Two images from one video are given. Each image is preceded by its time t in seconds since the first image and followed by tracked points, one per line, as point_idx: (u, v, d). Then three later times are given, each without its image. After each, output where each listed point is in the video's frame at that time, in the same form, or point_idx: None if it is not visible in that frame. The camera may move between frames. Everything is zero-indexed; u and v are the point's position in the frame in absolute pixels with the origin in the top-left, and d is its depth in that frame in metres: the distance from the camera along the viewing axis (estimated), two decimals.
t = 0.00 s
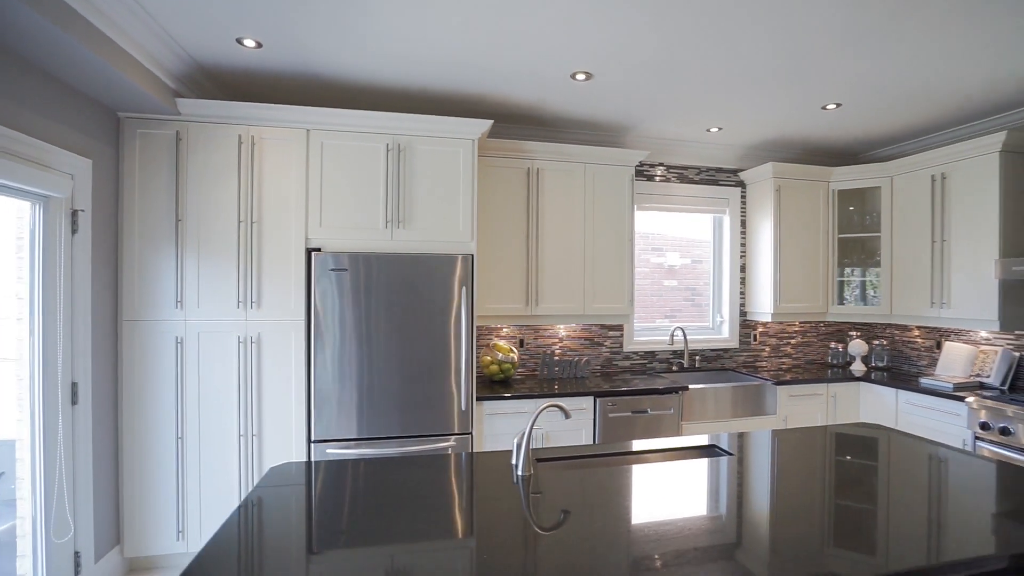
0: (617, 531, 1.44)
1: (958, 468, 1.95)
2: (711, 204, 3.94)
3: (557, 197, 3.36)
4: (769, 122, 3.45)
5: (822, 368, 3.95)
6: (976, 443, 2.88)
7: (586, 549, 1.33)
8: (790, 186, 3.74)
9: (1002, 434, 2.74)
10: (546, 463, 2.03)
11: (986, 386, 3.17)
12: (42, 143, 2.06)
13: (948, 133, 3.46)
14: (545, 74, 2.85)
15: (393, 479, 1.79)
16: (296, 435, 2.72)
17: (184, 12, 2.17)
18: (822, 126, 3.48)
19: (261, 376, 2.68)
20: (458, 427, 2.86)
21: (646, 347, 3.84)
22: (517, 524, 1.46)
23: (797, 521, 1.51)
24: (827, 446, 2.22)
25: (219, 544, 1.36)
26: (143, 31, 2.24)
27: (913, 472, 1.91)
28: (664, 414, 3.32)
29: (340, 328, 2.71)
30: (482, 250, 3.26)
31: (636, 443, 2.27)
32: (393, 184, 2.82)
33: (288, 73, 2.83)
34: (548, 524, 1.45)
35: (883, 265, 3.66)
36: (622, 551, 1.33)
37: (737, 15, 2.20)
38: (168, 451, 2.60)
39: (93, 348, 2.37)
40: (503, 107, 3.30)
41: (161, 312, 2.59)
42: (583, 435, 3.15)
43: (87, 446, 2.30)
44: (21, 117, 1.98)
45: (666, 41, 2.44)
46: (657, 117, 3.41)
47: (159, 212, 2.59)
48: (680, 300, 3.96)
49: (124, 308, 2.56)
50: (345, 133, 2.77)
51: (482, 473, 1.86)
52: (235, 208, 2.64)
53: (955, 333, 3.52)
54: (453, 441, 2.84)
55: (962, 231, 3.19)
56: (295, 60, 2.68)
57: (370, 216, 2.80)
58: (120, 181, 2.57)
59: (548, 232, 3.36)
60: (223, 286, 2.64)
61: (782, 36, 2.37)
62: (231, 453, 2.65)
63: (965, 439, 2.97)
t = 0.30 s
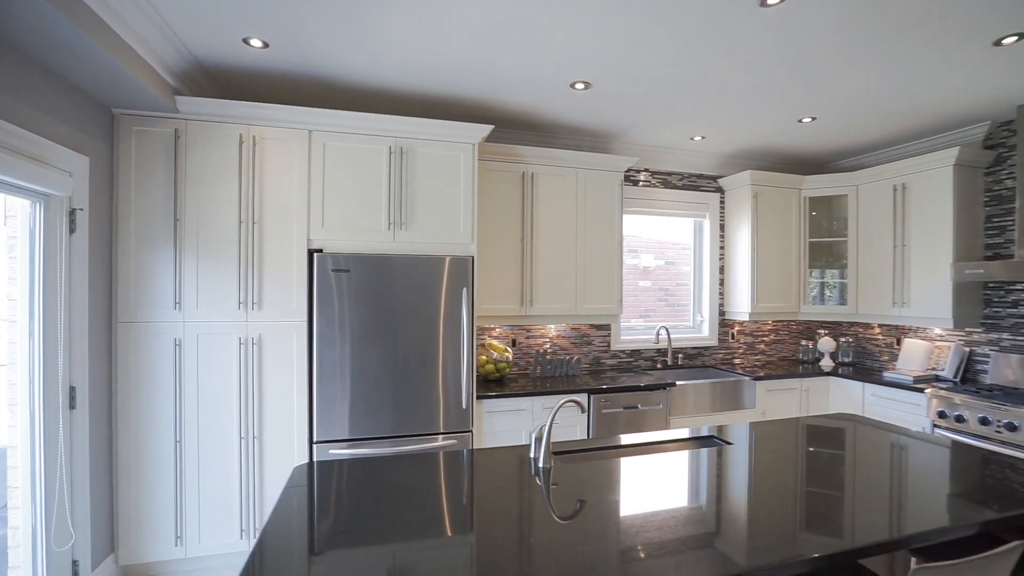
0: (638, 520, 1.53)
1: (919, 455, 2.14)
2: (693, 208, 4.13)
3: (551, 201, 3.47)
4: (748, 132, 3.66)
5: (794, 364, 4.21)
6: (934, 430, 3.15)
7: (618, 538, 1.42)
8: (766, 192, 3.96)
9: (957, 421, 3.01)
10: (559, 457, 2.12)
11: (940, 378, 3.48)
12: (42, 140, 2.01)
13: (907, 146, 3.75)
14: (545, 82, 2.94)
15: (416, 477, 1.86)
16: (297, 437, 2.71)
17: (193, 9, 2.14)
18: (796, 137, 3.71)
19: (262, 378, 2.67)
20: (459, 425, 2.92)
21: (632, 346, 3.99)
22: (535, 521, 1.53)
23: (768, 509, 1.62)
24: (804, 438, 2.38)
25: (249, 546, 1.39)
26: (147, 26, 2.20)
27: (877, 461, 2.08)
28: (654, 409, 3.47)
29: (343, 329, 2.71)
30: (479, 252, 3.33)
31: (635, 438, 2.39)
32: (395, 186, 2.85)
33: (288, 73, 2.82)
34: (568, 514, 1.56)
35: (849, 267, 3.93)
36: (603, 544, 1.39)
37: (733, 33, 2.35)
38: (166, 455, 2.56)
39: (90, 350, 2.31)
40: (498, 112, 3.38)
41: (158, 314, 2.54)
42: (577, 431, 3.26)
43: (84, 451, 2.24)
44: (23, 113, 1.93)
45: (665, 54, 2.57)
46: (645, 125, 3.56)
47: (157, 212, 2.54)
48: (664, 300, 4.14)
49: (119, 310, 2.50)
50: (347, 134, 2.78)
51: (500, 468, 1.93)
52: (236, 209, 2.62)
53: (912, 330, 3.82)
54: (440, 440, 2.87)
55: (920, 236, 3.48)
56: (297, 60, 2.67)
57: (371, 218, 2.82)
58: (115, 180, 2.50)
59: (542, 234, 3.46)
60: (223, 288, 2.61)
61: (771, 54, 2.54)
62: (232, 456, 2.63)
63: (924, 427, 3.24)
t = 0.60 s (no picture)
0: (650, 507, 1.64)
1: (883, 443, 2.32)
2: (675, 213, 4.32)
3: (544, 205, 3.58)
4: (729, 143, 3.86)
5: (768, 361, 4.45)
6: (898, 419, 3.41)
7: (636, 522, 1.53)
8: (744, 198, 4.19)
9: (917, 411, 3.26)
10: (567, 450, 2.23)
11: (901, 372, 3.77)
12: (51, 140, 1.99)
13: (871, 158, 4.03)
14: (544, 96, 3.03)
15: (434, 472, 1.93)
16: (301, 437, 2.73)
17: (206, 14, 2.14)
18: (773, 148, 3.93)
19: (266, 379, 2.68)
20: (460, 423, 2.98)
21: (619, 345, 4.14)
22: (550, 513, 1.61)
23: (748, 495, 1.74)
24: (781, 429, 2.55)
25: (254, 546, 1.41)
26: (157, 29, 2.19)
27: (846, 451, 2.24)
28: (644, 405, 3.62)
29: (347, 330, 2.75)
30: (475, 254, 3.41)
31: (631, 431, 2.52)
32: (398, 190, 2.91)
33: (290, 77, 2.82)
34: (580, 503, 1.66)
35: (819, 270, 4.19)
36: (594, 538, 1.43)
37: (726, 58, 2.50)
38: (167, 458, 2.54)
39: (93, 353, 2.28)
40: (495, 119, 3.46)
41: (159, 316, 2.52)
42: (572, 428, 3.39)
43: (88, 455, 2.22)
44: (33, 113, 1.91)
45: (660, 74, 2.70)
46: (634, 135, 3.70)
47: (158, 213, 2.52)
48: (648, 301, 4.31)
49: (119, 312, 2.47)
50: (350, 138, 2.82)
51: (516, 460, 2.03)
52: (239, 210, 2.62)
53: (876, 328, 4.11)
54: (427, 440, 2.89)
55: (885, 242, 3.76)
56: (301, 68, 2.68)
57: (374, 221, 2.86)
58: (114, 180, 2.47)
59: (536, 237, 3.57)
60: (226, 290, 2.61)
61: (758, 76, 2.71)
62: (234, 457, 2.63)
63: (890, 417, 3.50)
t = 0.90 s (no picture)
0: (650, 490, 1.73)
1: (850, 429, 2.41)
2: (658, 215, 4.50)
3: (536, 206, 3.69)
4: (710, 149, 4.05)
5: (745, 356, 4.68)
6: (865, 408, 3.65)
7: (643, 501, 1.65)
8: (722, 201, 4.39)
9: (882, 401, 3.51)
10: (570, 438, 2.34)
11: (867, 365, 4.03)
12: (60, 138, 1.99)
13: (839, 164, 4.29)
14: (539, 103, 3.13)
15: (446, 462, 2.00)
16: (301, 434, 2.76)
17: (214, 17, 2.16)
18: (750, 154, 4.14)
19: (266, 377, 2.70)
20: (458, 418, 3.06)
21: (605, 342, 4.29)
22: (555, 495, 1.69)
23: (730, 479, 1.82)
24: (761, 417, 2.72)
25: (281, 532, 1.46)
26: (165, 29, 2.19)
27: (817, 435, 2.33)
28: (631, 399, 3.77)
29: (348, 328, 2.79)
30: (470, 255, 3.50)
31: (624, 421, 2.64)
32: (397, 191, 2.97)
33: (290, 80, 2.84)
34: (586, 488, 1.73)
35: (792, 270, 4.44)
36: (582, 529, 1.45)
37: (715, 72, 2.66)
38: (167, 457, 2.54)
39: (93, 352, 2.27)
40: (488, 123, 3.54)
41: (159, 314, 2.52)
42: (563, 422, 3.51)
43: (91, 454, 2.22)
44: (42, 111, 1.91)
45: (652, 85, 2.84)
46: (621, 141, 3.85)
47: (158, 210, 2.52)
48: (632, 300, 4.47)
49: (118, 310, 2.46)
50: (351, 139, 2.86)
51: (523, 449, 2.13)
52: (240, 209, 2.64)
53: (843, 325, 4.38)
54: (412, 436, 2.91)
55: (852, 244, 4.01)
56: (304, 72, 2.71)
57: (373, 222, 2.91)
58: (113, 177, 2.45)
59: (527, 238, 3.67)
60: (227, 288, 2.62)
61: (742, 89, 2.88)
62: (235, 455, 2.65)
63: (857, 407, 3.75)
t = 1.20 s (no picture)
0: (636, 478, 1.78)
1: (817, 422, 2.48)
2: (637, 217, 4.64)
3: (520, 207, 3.77)
4: (687, 154, 4.20)
5: (719, 353, 4.87)
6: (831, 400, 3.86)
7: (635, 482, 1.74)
8: (698, 204, 4.57)
9: (847, 393, 3.73)
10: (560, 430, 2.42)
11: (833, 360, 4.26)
12: (51, 135, 1.96)
13: (807, 169, 4.51)
14: (527, 108, 3.21)
15: (442, 453, 2.05)
16: (292, 432, 2.77)
17: (209, 18, 2.15)
18: (724, 159, 4.31)
19: (255, 375, 2.69)
20: (447, 415, 3.10)
21: (586, 340, 4.40)
22: (549, 481, 1.76)
23: (710, 463, 1.92)
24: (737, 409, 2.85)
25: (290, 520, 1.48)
26: (158, 27, 2.17)
27: (788, 428, 2.39)
28: (613, 394, 3.89)
29: (337, 327, 2.81)
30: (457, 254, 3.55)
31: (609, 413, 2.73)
32: (387, 191, 3.00)
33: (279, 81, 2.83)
34: (579, 477, 1.77)
35: (763, 270, 4.64)
36: (563, 523, 1.43)
37: (696, 82, 2.79)
38: (154, 457, 2.51)
39: (80, 351, 2.24)
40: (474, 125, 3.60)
41: (146, 313, 2.49)
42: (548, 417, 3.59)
43: (79, 456, 2.19)
44: (35, 108, 1.89)
45: (636, 93, 2.96)
46: (603, 145, 3.96)
47: (144, 208, 2.48)
48: (612, 299, 4.60)
49: (105, 309, 2.42)
50: (342, 139, 2.88)
51: (516, 441, 2.20)
52: (230, 207, 2.63)
53: (811, 322, 4.60)
54: (394, 434, 2.92)
55: (819, 245, 4.23)
56: (294, 74, 2.71)
57: (363, 221, 2.94)
58: (98, 174, 2.41)
59: (512, 238, 3.74)
60: (216, 287, 2.61)
61: (721, 99, 3.03)
62: (224, 454, 2.63)
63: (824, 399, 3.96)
